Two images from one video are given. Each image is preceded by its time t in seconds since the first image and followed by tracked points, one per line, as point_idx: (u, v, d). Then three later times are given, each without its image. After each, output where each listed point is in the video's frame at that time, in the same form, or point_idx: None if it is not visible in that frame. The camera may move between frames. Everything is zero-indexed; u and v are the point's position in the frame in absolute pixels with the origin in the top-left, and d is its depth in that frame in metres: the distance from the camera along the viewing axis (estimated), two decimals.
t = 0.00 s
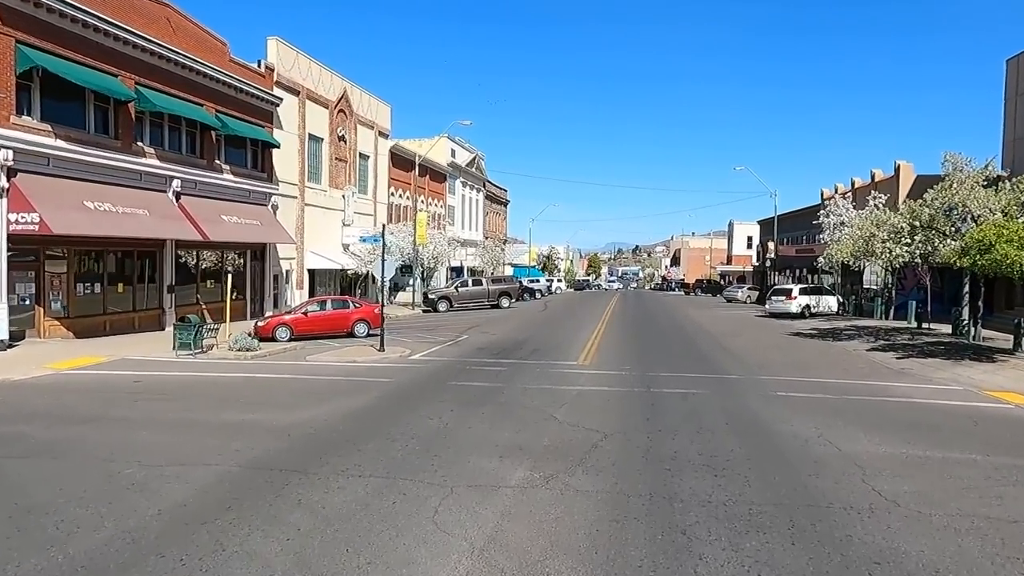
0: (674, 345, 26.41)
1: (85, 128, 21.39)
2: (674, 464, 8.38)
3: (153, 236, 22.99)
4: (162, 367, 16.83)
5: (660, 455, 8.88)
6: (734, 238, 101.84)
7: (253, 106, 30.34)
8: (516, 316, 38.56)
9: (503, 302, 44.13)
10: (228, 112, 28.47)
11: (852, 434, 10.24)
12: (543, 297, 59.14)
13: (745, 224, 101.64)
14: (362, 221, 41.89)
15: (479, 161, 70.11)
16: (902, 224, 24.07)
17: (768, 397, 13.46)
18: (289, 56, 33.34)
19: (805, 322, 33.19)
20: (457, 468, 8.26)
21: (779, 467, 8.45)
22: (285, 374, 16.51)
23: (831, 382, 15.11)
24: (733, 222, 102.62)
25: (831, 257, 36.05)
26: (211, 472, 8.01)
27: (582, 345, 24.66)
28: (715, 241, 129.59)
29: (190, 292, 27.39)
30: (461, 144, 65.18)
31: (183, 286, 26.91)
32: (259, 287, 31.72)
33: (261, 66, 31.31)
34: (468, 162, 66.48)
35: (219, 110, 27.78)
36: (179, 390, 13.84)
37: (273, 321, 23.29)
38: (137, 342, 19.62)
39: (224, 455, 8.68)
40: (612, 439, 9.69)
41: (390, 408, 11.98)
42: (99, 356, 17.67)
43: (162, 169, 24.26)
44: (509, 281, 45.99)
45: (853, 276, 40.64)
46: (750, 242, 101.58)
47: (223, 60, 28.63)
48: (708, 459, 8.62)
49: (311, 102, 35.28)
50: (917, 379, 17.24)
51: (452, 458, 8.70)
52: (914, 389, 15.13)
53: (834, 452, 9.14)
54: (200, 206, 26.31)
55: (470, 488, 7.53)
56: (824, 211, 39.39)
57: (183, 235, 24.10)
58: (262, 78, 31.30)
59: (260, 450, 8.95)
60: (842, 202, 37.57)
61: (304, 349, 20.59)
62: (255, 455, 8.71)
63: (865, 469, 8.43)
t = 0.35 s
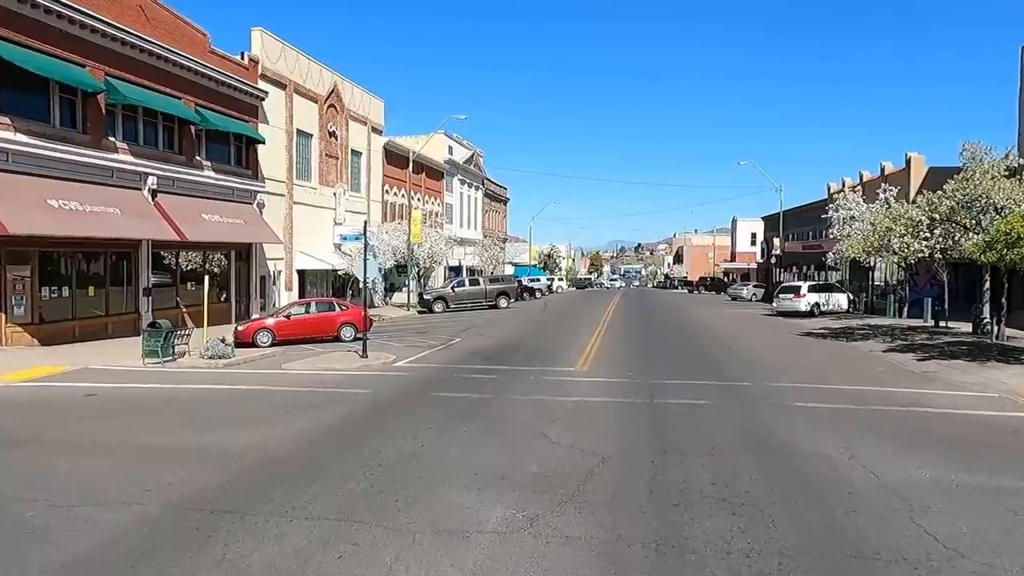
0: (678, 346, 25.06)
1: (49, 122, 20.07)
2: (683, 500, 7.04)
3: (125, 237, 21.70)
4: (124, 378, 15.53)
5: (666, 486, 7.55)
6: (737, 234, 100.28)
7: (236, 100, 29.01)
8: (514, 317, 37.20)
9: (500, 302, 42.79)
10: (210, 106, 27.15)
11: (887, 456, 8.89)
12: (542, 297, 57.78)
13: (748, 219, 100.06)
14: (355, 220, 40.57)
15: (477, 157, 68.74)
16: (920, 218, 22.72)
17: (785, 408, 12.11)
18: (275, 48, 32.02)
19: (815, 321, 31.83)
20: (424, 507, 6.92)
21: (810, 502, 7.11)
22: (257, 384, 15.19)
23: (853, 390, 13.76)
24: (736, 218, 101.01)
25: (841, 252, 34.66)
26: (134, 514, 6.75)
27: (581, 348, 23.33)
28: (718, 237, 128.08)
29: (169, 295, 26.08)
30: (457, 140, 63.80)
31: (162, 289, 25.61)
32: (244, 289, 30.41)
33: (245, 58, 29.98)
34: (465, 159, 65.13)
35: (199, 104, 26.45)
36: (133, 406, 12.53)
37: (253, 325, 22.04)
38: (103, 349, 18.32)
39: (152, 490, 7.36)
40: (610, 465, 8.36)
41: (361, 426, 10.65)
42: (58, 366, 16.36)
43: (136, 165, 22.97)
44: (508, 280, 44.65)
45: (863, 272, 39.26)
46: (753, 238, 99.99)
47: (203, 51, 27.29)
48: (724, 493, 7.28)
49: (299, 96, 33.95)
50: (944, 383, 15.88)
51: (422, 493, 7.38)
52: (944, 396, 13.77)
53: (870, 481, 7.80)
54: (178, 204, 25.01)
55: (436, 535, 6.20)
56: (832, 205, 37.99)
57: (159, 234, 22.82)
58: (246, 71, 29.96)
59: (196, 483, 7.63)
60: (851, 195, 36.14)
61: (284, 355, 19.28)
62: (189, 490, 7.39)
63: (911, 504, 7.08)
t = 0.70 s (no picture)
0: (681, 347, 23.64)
1: (6, 105, 18.63)
2: (696, 555, 5.61)
3: (90, 230, 20.28)
4: (73, 384, 14.12)
5: (674, 533, 6.11)
6: (740, 231, 98.76)
7: (217, 86, 27.56)
8: (511, 316, 35.77)
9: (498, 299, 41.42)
10: (186, 92, 25.70)
11: (935, 489, 7.46)
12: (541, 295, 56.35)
13: (752, 216, 98.53)
14: (346, 214, 39.12)
15: (475, 151, 67.25)
16: (943, 212, 21.33)
17: (805, 424, 10.67)
18: (260, 32, 30.55)
19: (824, 321, 30.40)
20: (370, 565, 5.48)
21: (851, 556, 5.71)
22: (218, 391, 13.76)
23: (879, 403, 12.31)
24: (740, 215, 99.46)
25: (851, 249, 33.20)
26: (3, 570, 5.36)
27: (579, 349, 21.92)
28: (721, 234, 126.48)
29: (143, 292, 24.66)
30: (455, 134, 62.34)
31: (135, 286, 24.19)
32: (226, 285, 28.98)
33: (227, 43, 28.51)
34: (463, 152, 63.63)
35: (175, 89, 25.00)
36: (70, 417, 11.12)
37: (227, 324, 20.55)
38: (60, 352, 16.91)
39: (36, 537, 5.94)
40: (606, 501, 6.91)
41: (319, 446, 9.22)
42: (3, 370, 14.95)
43: (104, 153, 21.54)
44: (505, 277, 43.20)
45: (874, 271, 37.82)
46: (757, 235, 98.42)
47: (180, 34, 25.82)
48: (746, 545, 5.84)
49: (285, 84, 32.49)
50: (976, 392, 14.42)
51: (374, 538, 6.03)
52: (981, 409, 12.33)
53: (923, 527, 6.37)
54: (152, 195, 23.60)
55: None
56: (842, 200, 36.52)
57: (128, 227, 21.40)
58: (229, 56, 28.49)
59: (94, 527, 6.20)
60: (862, 189, 34.61)
61: (258, 357, 17.91)
62: (82, 537, 5.96)
63: (982, 561, 5.65)
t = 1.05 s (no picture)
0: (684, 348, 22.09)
1: None
2: None
3: (45, 228, 18.78)
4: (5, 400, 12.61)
5: None
6: (743, 228, 97.06)
7: (192, 76, 25.99)
8: (506, 317, 34.19)
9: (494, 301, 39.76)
10: (157, 82, 24.16)
11: (1013, 543, 5.89)
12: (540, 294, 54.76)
13: (755, 213, 96.82)
14: (334, 211, 37.58)
15: (472, 147, 65.71)
16: (969, 204, 19.67)
17: (833, 446, 9.11)
18: (238, 20, 29.02)
19: (835, 321, 28.84)
20: None
21: None
22: (165, 407, 12.24)
23: (915, 419, 10.73)
24: (742, 212, 97.82)
25: (863, 245, 31.60)
26: None
27: (577, 350, 20.36)
28: (723, 232, 124.74)
29: (111, 294, 23.14)
30: (450, 130, 60.75)
31: (102, 288, 22.68)
32: (204, 287, 27.43)
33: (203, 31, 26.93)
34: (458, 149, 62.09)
35: (143, 79, 23.44)
36: None
37: (195, 329, 19.04)
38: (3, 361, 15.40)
39: None
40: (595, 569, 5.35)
41: (254, 483, 7.68)
42: None
43: (62, 146, 20.03)
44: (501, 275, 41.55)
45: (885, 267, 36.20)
46: (760, 232, 96.67)
47: (150, 20, 24.26)
48: None
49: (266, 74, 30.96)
50: (1018, 403, 12.83)
51: None
52: None
53: None
54: (119, 191, 22.08)
55: None
56: (852, 193, 34.87)
57: (88, 225, 19.89)
58: (205, 45, 26.91)
59: None
60: (874, 182, 32.96)
61: (224, 366, 16.39)
62: None
63: None
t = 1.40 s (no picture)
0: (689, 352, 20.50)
1: None
2: None
3: None
4: None
5: None
6: (746, 230, 95.38)
7: (163, 64, 24.35)
8: (500, 320, 32.54)
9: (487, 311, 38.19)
10: (123, 69, 22.51)
11: None
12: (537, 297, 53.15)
13: (757, 214, 95.14)
14: (322, 210, 36.00)
15: (468, 145, 64.12)
16: (1001, 200, 17.98)
17: (877, 487, 7.46)
18: (215, 6, 27.43)
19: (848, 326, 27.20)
20: None
21: None
22: (92, 426, 10.63)
23: (966, 448, 9.09)
24: (745, 213, 96.15)
25: (877, 245, 29.94)
26: None
27: (574, 354, 18.78)
28: (725, 233, 123.00)
29: (72, 296, 21.50)
30: (446, 127, 59.22)
31: (61, 289, 21.04)
32: (177, 288, 25.71)
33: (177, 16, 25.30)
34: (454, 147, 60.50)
35: (108, 65, 21.80)
36: None
37: (154, 335, 17.43)
38: None
39: None
40: None
41: (151, 539, 6.05)
42: None
43: (13, 136, 18.44)
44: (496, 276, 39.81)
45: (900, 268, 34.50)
46: (763, 233, 94.94)
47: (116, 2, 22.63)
48: None
49: (247, 64, 29.36)
50: None
51: None
52: None
53: None
54: (78, 186, 20.47)
55: None
56: (865, 191, 33.19)
57: (41, 222, 18.32)
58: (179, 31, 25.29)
59: None
60: (888, 178, 31.29)
61: (180, 377, 14.78)
62: None
63: None
